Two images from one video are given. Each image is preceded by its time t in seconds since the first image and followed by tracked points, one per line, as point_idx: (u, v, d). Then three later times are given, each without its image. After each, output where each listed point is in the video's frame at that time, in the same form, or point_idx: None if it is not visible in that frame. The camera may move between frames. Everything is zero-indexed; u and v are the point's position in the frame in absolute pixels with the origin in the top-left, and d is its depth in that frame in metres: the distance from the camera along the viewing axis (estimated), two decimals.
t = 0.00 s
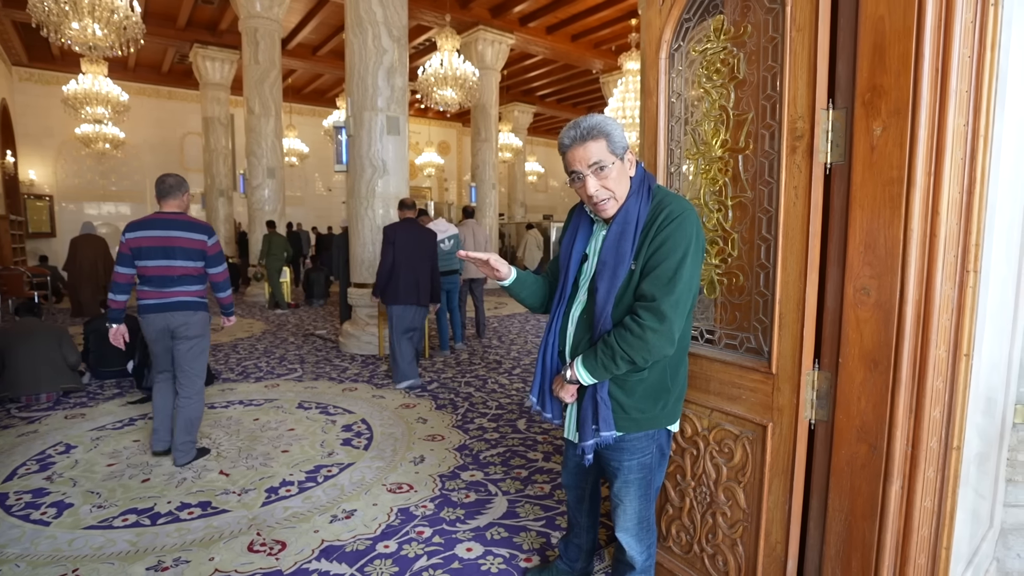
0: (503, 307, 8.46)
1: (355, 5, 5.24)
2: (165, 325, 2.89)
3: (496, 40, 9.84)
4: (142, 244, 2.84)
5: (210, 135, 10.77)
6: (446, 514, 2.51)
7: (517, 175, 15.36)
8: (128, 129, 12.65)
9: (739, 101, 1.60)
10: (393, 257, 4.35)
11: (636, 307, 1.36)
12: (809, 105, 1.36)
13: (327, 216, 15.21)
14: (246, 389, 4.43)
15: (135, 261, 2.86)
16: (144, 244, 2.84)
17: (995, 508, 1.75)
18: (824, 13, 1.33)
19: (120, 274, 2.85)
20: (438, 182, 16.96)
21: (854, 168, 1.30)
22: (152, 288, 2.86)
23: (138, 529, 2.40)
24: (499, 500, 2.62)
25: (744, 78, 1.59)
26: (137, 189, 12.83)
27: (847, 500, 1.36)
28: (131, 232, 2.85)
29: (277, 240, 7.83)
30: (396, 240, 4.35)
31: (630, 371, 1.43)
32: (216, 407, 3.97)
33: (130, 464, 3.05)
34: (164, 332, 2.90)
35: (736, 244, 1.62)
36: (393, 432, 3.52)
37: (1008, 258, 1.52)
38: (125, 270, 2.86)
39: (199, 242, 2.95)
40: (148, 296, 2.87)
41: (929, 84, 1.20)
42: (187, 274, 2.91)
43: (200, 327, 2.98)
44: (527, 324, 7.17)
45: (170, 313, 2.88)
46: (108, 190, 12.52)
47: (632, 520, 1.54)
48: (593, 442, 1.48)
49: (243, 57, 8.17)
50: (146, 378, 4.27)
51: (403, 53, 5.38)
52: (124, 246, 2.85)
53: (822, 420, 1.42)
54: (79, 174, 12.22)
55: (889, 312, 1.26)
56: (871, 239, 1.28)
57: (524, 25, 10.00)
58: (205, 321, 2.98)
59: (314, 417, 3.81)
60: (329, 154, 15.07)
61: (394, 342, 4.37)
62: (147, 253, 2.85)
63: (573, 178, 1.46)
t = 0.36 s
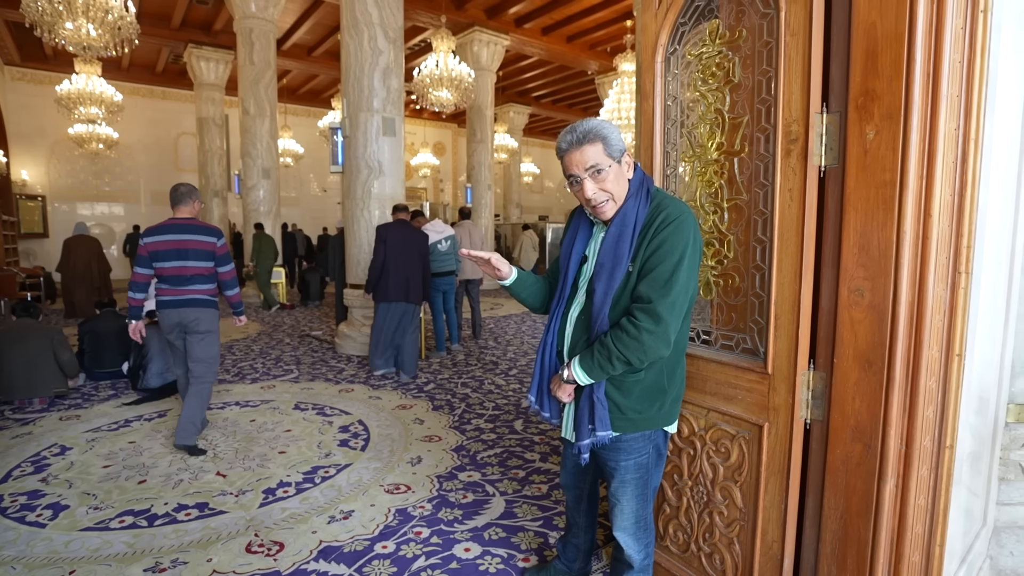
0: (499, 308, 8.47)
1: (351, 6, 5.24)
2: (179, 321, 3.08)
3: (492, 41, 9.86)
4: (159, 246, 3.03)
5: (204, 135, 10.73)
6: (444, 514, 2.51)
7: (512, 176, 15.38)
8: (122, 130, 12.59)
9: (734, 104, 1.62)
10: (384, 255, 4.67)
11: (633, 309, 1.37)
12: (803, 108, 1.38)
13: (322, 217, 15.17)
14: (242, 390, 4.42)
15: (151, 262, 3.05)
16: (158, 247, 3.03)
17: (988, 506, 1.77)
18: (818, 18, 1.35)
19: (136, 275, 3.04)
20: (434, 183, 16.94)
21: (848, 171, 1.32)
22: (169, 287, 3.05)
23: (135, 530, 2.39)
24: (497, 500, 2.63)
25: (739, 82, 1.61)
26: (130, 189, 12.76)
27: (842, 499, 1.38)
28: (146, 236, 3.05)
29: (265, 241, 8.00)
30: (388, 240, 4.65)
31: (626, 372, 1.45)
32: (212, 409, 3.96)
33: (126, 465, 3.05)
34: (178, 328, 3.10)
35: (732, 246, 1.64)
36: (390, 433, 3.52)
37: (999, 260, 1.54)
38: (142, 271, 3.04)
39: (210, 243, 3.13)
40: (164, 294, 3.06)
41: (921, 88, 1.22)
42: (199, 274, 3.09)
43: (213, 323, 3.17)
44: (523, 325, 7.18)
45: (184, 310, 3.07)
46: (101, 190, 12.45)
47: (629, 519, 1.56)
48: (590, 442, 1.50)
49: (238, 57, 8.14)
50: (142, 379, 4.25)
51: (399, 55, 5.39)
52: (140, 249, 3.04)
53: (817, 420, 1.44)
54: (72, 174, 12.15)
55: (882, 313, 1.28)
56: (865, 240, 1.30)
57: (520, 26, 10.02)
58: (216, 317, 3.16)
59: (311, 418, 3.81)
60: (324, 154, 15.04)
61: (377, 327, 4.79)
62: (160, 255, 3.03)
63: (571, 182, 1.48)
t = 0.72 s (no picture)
0: (493, 310, 8.48)
1: (346, 7, 5.24)
2: (191, 312, 3.32)
3: (486, 43, 9.88)
4: (174, 242, 3.27)
5: (198, 136, 10.69)
6: (441, 514, 2.52)
7: (507, 178, 15.38)
8: (114, 130, 12.53)
9: (729, 108, 1.64)
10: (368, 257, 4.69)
11: (627, 309, 1.39)
12: (797, 112, 1.40)
13: (316, 218, 15.14)
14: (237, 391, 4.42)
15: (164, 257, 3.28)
16: (172, 242, 3.27)
17: (978, 504, 1.79)
18: (811, 23, 1.37)
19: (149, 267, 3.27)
20: (428, 184, 16.94)
21: (841, 173, 1.34)
22: (183, 280, 3.28)
23: (132, 532, 2.39)
24: (493, 501, 2.64)
25: (734, 85, 1.63)
26: (122, 190, 12.68)
27: (836, 496, 1.40)
28: (160, 232, 3.28)
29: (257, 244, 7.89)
30: (370, 244, 4.65)
31: (622, 373, 1.46)
32: (207, 410, 3.96)
33: (121, 467, 3.04)
34: (188, 318, 3.33)
35: (727, 247, 1.66)
36: (386, 434, 3.53)
37: (988, 262, 1.57)
38: (156, 265, 3.27)
39: (220, 240, 3.39)
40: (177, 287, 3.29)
41: (912, 93, 1.24)
42: (210, 268, 3.33)
43: (224, 313, 3.43)
44: (518, 326, 7.19)
45: (196, 301, 3.31)
46: (93, 191, 12.37)
47: (626, 519, 1.57)
48: (585, 441, 1.52)
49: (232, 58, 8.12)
50: (136, 381, 4.24)
51: (394, 56, 5.40)
52: (155, 244, 3.27)
53: (811, 418, 1.46)
54: (63, 175, 12.07)
55: (875, 314, 1.30)
56: (858, 242, 1.33)
57: (514, 28, 10.04)
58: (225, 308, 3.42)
59: (306, 419, 3.81)
60: (318, 155, 15.01)
61: (369, 328, 4.86)
62: (174, 250, 3.27)
63: (567, 183, 1.51)
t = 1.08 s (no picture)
0: (488, 311, 8.49)
1: (340, 8, 5.24)
2: (222, 309, 3.49)
3: (480, 44, 9.90)
4: (214, 244, 3.41)
5: (191, 136, 10.65)
6: (437, 514, 2.53)
7: (501, 179, 15.39)
8: (105, 130, 12.45)
9: (723, 111, 1.67)
10: (358, 258, 4.76)
11: (609, 308, 1.41)
12: (790, 116, 1.43)
13: (310, 219, 15.10)
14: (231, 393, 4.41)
15: (205, 256, 3.38)
16: (215, 243, 3.41)
17: (969, 501, 1.81)
18: (803, 29, 1.40)
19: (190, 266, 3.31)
20: (422, 185, 16.92)
21: (833, 176, 1.37)
22: (214, 280, 3.42)
23: (127, 533, 2.39)
24: (489, 501, 2.66)
25: (728, 89, 1.65)
26: (114, 190, 12.60)
27: (828, 494, 1.43)
28: (201, 233, 3.38)
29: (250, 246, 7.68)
30: (359, 245, 4.72)
31: (608, 371, 1.48)
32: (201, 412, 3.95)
33: (116, 468, 3.04)
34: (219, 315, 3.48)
35: (721, 249, 1.68)
36: (381, 435, 3.54)
37: (977, 263, 1.60)
38: (191, 264, 3.33)
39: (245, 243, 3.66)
40: (214, 285, 3.43)
41: (902, 98, 1.27)
42: (242, 268, 3.59)
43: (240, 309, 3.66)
44: (512, 327, 7.20)
45: (229, 299, 3.51)
46: (84, 192, 12.29)
47: (619, 518, 1.59)
48: (573, 438, 1.54)
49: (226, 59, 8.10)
50: (130, 382, 4.24)
51: (389, 57, 5.40)
52: (198, 245, 3.35)
53: (804, 417, 1.48)
54: (54, 175, 11.99)
55: (866, 314, 1.33)
56: (849, 244, 1.35)
57: (508, 29, 10.05)
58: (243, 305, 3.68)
59: (301, 420, 3.81)
60: (312, 156, 14.97)
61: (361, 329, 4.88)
62: (217, 251, 3.42)
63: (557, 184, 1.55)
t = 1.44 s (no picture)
0: (482, 312, 8.51)
1: (335, 9, 5.25)
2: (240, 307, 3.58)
3: (474, 45, 9.91)
4: (233, 241, 3.45)
5: (183, 136, 10.61)
6: (434, 514, 2.55)
7: (495, 180, 15.40)
8: (97, 130, 12.37)
9: (716, 115, 1.69)
10: (362, 259, 4.78)
11: (600, 304, 1.44)
12: (782, 120, 1.46)
13: (303, 219, 15.06)
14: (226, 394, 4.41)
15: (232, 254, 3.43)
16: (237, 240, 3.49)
17: (958, 498, 1.83)
18: (795, 34, 1.43)
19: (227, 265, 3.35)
20: (416, 185, 16.93)
21: (824, 179, 1.39)
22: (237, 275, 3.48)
23: (123, 535, 2.39)
24: (485, 500, 2.67)
25: (721, 93, 1.68)
26: (105, 190, 12.53)
27: (820, 490, 1.45)
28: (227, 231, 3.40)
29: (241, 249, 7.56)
30: (366, 245, 4.75)
31: (600, 365, 1.51)
32: (196, 413, 3.95)
33: (111, 470, 3.03)
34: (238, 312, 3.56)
35: (715, 250, 1.71)
36: (376, 435, 3.54)
37: (964, 266, 1.63)
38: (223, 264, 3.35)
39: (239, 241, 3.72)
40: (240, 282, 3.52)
41: (891, 102, 1.29)
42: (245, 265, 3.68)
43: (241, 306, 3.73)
44: (506, 328, 7.22)
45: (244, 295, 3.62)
46: (75, 192, 12.21)
47: (612, 511, 1.62)
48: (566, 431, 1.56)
49: (219, 59, 8.08)
50: (124, 383, 4.23)
51: (383, 58, 5.41)
52: (227, 243, 3.38)
53: (797, 416, 1.51)
54: (45, 175, 11.90)
55: (857, 314, 1.36)
56: (840, 245, 1.38)
57: (502, 30, 10.08)
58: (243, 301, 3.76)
59: (297, 421, 3.81)
60: (305, 156, 14.94)
61: (358, 330, 4.86)
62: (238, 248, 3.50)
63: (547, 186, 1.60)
